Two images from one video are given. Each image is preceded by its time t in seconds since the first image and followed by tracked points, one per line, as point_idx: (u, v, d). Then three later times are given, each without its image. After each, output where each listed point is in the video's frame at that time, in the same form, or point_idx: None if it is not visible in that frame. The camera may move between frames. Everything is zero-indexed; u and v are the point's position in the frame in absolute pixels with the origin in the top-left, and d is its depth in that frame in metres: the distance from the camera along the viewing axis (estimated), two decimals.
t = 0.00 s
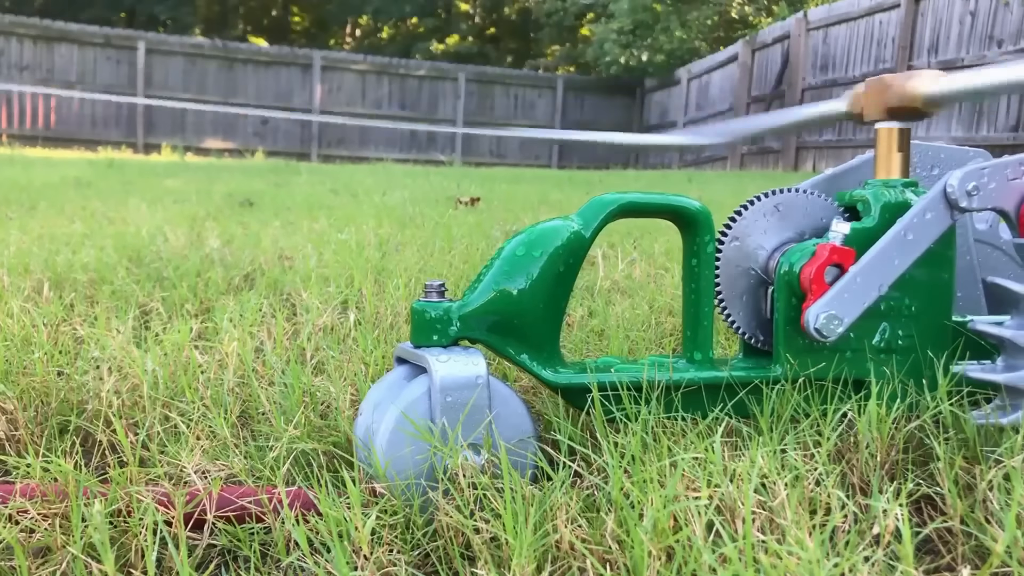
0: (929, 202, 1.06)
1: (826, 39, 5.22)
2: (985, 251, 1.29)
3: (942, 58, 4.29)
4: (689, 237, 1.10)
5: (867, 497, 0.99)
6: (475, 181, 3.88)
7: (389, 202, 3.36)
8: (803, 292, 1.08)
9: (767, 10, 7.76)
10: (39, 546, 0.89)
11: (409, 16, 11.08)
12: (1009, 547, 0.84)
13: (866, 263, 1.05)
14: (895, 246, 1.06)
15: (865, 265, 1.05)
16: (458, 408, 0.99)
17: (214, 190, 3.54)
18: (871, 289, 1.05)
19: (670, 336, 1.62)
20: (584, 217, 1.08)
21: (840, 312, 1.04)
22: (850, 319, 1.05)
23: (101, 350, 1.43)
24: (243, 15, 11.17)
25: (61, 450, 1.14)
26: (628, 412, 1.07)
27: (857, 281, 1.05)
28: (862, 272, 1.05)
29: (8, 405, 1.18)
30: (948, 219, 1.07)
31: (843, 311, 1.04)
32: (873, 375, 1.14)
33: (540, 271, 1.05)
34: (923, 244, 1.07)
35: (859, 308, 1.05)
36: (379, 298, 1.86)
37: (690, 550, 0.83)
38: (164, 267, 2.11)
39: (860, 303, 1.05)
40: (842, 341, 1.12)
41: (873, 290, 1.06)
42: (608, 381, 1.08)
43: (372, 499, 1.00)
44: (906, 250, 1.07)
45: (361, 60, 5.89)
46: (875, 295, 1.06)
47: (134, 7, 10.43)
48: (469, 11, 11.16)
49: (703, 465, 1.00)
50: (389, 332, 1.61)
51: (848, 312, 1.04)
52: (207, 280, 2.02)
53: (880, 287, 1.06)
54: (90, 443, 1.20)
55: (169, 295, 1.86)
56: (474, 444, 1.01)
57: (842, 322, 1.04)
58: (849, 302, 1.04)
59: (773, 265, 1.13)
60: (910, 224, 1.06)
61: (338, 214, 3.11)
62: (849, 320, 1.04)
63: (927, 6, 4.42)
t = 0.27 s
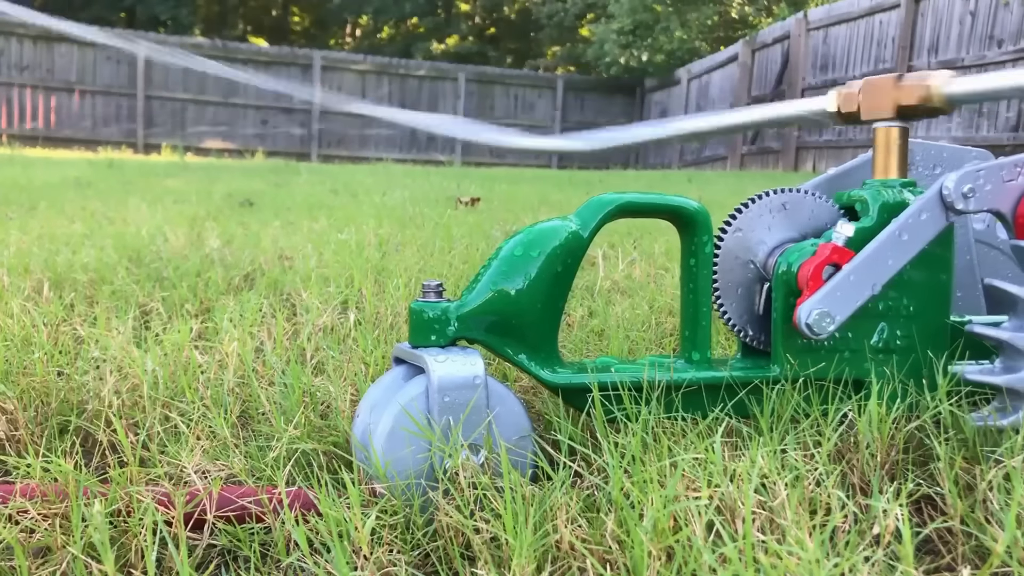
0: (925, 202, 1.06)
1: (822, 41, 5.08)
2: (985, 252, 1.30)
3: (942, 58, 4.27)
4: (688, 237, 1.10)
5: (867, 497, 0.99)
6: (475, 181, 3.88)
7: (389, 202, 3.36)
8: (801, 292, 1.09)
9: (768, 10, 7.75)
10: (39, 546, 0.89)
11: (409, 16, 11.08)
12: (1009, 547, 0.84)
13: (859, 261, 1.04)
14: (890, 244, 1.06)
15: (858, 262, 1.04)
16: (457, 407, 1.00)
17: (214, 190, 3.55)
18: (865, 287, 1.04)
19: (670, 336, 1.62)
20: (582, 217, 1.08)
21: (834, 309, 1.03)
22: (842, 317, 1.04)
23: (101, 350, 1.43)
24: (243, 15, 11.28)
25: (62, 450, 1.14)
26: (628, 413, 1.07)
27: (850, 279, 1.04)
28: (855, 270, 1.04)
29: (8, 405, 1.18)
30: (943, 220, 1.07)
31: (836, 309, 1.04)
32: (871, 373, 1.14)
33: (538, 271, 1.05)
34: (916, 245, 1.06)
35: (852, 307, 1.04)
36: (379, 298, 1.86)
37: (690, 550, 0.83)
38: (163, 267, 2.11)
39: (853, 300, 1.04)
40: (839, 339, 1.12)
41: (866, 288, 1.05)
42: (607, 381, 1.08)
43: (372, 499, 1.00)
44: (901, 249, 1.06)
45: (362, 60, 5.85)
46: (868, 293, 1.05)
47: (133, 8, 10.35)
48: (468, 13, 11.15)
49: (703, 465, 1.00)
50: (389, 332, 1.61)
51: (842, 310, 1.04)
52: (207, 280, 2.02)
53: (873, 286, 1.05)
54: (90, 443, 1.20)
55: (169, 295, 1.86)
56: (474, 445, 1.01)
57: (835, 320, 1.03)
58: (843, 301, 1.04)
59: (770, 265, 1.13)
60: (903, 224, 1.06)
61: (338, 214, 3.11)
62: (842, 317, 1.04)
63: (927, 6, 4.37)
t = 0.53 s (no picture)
0: (919, 201, 1.05)
1: (822, 42, 4.96)
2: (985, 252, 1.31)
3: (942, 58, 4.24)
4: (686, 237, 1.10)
5: (867, 497, 0.99)
6: (475, 181, 3.88)
7: (389, 202, 3.36)
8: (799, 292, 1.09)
9: (770, 9, 7.74)
10: (39, 546, 0.89)
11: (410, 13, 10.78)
12: (1009, 547, 0.84)
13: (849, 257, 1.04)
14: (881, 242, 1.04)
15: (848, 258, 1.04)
16: (456, 407, 0.99)
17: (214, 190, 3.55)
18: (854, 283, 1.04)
19: (670, 336, 1.62)
20: (580, 217, 1.08)
21: (819, 302, 1.03)
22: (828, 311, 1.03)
23: (101, 350, 1.43)
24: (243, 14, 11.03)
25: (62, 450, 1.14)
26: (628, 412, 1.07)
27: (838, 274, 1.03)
28: (847, 265, 1.03)
29: (8, 405, 1.18)
30: (936, 222, 1.06)
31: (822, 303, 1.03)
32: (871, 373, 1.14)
33: (535, 271, 1.05)
34: (908, 244, 1.05)
35: (838, 302, 1.04)
36: (379, 298, 1.86)
37: (690, 550, 0.83)
38: (164, 267, 2.11)
39: (840, 295, 1.04)
40: (838, 339, 1.12)
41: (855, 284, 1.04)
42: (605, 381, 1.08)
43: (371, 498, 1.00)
44: (893, 248, 1.05)
45: (361, 60, 5.86)
46: (857, 290, 1.05)
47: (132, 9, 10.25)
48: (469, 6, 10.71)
49: (703, 465, 1.00)
50: (389, 332, 1.61)
51: (828, 304, 1.03)
52: (207, 279, 2.02)
53: (863, 283, 1.04)
54: (90, 444, 1.20)
55: (169, 295, 1.86)
56: (473, 445, 1.01)
57: (821, 312, 1.03)
58: (829, 295, 1.03)
59: (767, 264, 1.14)
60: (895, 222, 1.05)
61: (338, 214, 3.11)
62: (828, 311, 1.03)
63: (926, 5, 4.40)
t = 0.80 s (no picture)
0: (933, 183, 1.06)
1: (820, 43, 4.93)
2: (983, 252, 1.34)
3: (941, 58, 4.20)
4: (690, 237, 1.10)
5: (867, 497, 0.99)
6: (475, 181, 3.88)
7: (389, 202, 3.36)
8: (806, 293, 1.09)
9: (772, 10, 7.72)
10: (39, 546, 0.89)
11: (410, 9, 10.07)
12: (1008, 546, 0.84)
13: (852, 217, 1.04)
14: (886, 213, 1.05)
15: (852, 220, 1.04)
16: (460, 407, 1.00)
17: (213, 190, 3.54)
18: (853, 241, 1.04)
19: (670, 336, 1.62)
20: (584, 218, 1.08)
21: (813, 255, 1.03)
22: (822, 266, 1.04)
23: (101, 350, 1.43)
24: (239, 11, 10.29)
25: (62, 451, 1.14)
26: (629, 413, 1.07)
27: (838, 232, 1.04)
28: (851, 225, 1.04)
29: (8, 405, 1.18)
30: (944, 209, 1.06)
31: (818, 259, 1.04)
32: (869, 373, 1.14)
33: (540, 272, 1.05)
34: (914, 221, 1.05)
35: (835, 260, 1.04)
36: (380, 298, 1.86)
37: (690, 550, 0.83)
38: (163, 267, 2.11)
39: (837, 254, 1.04)
40: (844, 339, 1.12)
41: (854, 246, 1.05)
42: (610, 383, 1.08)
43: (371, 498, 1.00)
44: (898, 223, 1.05)
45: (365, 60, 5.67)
46: (855, 253, 1.05)
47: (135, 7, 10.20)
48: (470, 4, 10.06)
49: (703, 465, 1.00)
50: (389, 333, 1.61)
51: (823, 261, 1.04)
52: (207, 280, 2.02)
53: (859, 248, 1.05)
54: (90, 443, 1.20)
55: (169, 295, 1.86)
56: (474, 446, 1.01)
57: (815, 264, 1.03)
58: (826, 252, 1.04)
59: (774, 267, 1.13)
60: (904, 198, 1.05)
61: (338, 214, 3.11)
62: (823, 266, 1.04)
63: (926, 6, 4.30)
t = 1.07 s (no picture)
0: (941, 149, 1.05)
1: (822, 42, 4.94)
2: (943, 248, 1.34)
3: (942, 59, 4.18)
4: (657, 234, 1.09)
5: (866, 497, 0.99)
6: (475, 181, 3.87)
7: (389, 202, 3.36)
8: (772, 292, 1.08)
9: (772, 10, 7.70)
10: (39, 546, 0.89)
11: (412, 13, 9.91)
12: (1009, 546, 0.84)
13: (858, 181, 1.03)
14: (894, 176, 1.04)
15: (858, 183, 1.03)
16: (424, 408, 0.99)
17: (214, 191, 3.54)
18: (859, 205, 1.03)
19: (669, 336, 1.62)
20: (551, 217, 1.07)
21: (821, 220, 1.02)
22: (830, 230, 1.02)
23: (101, 350, 1.43)
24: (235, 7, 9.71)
25: (62, 451, 1.14)
26: (630, 413, 1.07)
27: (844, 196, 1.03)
28: (856, 190, 1.03)
29: (8, 405, 1.18)
30: (953, 175, 1.05)
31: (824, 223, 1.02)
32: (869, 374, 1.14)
33: (506, 271, 1.05)
34: (921, 186, 1.04)
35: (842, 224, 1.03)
36: (380, 298, 1.86)
37: (690, 551, 0.83)
38: (164, 266, 2.11)
39: (844, 218, 1.03)
40: (811, 338, 1.12)
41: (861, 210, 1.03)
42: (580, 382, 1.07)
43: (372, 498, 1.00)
44: (905, 187, 1.04)
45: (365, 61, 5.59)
46: (862, 217, 1.04)
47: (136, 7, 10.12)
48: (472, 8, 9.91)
49: (703, 465, 1.00)
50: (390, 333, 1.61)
51: (831, 225, 1.02)
52: (207, 280, 2.02)
53: (867, 213, 1.03)
54: (90, 443, 1.20)
55: (169, 296, 1.86)
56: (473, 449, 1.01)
57: (821, 228, 1.02)
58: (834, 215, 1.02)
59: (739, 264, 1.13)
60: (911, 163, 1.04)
61: (338, 214, 3.11)
62: (830, 230, 1.02)
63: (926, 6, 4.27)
